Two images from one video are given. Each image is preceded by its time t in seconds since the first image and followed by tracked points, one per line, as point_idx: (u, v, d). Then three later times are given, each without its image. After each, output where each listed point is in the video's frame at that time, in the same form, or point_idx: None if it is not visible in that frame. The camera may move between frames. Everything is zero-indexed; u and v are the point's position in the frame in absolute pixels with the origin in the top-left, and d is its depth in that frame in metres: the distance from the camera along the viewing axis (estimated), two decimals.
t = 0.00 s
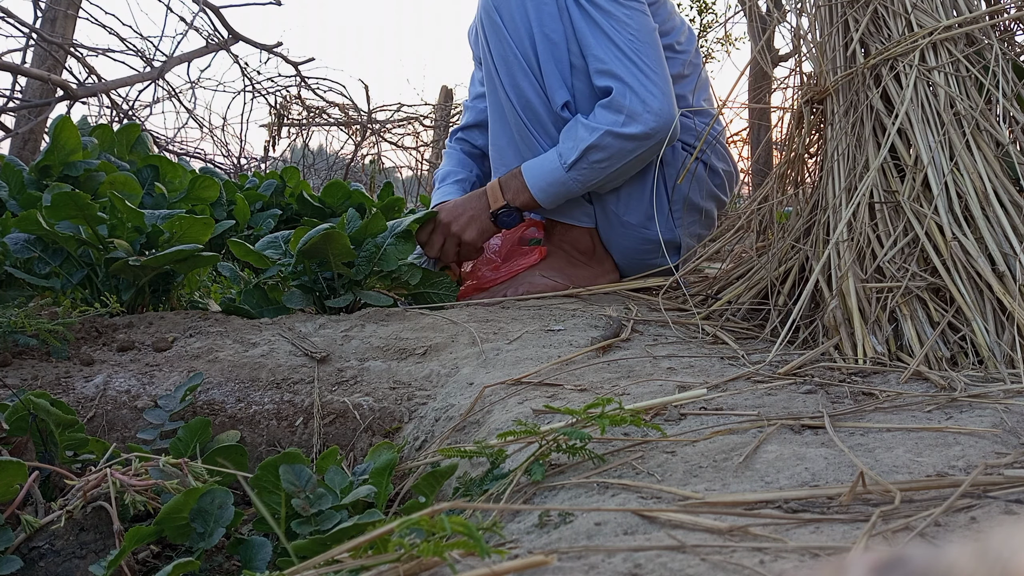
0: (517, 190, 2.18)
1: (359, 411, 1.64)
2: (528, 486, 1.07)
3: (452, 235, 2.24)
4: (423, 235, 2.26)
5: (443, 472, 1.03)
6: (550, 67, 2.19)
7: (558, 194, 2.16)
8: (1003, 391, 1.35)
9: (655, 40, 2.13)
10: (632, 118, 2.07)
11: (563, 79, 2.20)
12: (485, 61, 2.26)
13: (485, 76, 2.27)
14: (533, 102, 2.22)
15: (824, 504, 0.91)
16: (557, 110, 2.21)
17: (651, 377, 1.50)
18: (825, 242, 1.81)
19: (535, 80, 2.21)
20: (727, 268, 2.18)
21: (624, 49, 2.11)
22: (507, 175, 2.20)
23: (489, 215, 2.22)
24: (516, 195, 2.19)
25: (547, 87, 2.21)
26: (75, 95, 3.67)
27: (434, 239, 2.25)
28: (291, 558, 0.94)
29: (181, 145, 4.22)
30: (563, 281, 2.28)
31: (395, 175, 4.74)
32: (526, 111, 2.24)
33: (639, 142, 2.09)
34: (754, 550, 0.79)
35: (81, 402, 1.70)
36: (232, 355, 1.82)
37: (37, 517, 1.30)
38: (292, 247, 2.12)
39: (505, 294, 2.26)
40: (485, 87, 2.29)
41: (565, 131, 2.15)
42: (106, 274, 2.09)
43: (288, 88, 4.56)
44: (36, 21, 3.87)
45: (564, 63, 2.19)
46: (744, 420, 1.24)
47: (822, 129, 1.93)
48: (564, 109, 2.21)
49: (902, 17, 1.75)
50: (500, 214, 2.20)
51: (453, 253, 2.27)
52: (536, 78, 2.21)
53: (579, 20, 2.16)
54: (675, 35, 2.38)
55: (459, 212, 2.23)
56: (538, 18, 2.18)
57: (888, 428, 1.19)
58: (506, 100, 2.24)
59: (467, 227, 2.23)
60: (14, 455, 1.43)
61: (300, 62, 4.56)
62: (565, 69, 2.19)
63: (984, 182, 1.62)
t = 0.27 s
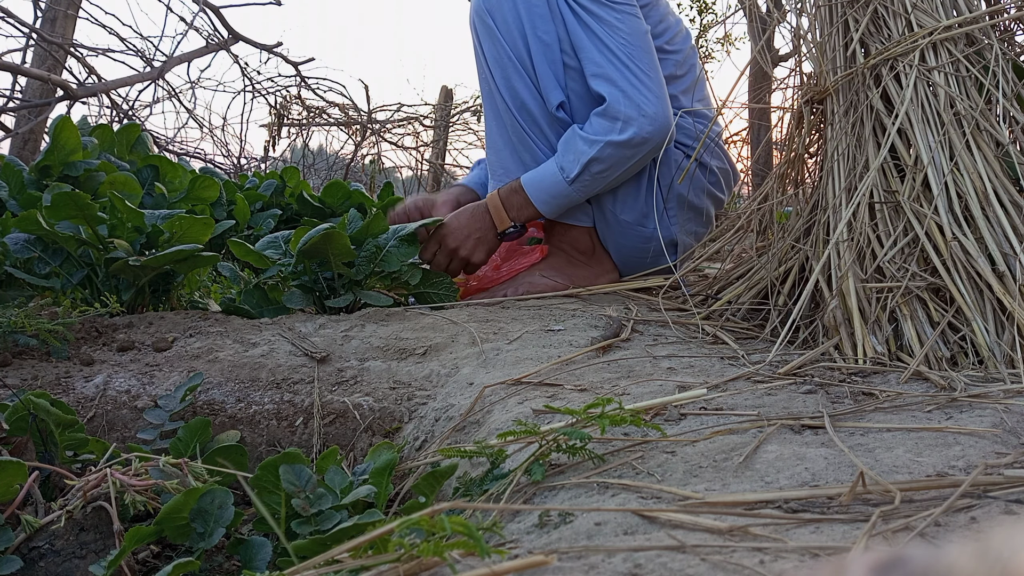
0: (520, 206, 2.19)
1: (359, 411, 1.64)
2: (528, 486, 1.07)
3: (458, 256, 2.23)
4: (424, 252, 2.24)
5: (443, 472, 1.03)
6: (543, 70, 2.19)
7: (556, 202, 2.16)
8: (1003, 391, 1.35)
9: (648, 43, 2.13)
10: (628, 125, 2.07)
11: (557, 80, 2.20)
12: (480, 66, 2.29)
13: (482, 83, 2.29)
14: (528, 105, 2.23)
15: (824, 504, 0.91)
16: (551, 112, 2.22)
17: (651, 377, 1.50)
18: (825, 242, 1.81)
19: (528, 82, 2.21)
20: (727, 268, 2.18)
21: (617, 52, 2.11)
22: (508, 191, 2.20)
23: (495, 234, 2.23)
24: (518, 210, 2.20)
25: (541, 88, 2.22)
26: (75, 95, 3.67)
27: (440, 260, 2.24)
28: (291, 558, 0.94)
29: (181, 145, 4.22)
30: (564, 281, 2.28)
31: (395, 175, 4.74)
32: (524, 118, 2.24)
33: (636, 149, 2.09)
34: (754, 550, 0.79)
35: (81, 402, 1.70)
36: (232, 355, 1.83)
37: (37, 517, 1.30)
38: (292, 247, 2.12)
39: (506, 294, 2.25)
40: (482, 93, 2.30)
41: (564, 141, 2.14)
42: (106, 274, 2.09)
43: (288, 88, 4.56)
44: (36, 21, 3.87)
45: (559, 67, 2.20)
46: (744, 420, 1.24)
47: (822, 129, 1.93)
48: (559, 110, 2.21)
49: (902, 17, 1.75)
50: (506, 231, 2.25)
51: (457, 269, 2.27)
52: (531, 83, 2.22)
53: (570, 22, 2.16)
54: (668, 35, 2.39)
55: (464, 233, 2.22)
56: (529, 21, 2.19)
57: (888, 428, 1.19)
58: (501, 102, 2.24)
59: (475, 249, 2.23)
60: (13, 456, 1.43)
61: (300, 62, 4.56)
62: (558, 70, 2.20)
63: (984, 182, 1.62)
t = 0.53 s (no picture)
0: (523, 213, 2.21)
1: (359, 411, 1.64)
2: (528, 486, 1.07)
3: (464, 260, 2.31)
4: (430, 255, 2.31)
5: (443, 471, 1.03)
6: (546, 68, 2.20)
7: (559, 205, 2.16)
8: (1003, 391, 1.35)
9: (652, 46, 2.13)
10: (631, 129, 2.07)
11: (559, 79, 2.21)
12: (483, 65, 2.29)
13: (484, 83, 2.29)
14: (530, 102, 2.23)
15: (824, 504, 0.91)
16: (554, 113, 2.22)
17: (651, 377, 1.50)
18: (825, 242, 1.81)
19: (530, 82, 2.22)
20: (727, 268, 2.18)
21: (621, 56, 2.11)
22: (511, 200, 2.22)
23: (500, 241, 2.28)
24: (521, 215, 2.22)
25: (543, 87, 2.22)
26: (75, 95, 3.67)
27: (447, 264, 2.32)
28: (291, 558, 0.94)
29: (181, 145, 4.22)
30: (564, 282, 2.28)
31: (395, 175, 4.74)
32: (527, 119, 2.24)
33: (639, 154, 2.09)
34: (754, 550, 0.79)
35: (81, 402, 1.70)
36: (232, 355, 1.83)
37: (37, 517, 1.30)
38: (292, 247, 2.12)
39: (506, 294, 2.25)
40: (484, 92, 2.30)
41: (566, 146, 2.14)
42: (106, 274, 2.09)
43: (288, 88, 4.56)
44: (36, 21, 3.87)
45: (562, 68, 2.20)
46: (744, 420, 1.24)
47: (822, 129, 1.93)
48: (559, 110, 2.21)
49: (902, 17, 1.75)
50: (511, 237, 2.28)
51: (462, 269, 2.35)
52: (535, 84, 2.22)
53: (574, 24, 2.16)
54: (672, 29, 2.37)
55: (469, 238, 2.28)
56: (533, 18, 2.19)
57: (888, 428, 1.19)
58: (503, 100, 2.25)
59: (480, 255, 2.29)
60: (13, 456, 1.43)
61: (300, 62, 4.56)
62: (560, 70, 2.20)
63: (984, 182, 1.62)
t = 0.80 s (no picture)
0: (526, 211, 2.18)
1: (359, 411, 1.64)
2: (528, 486, 1.07)
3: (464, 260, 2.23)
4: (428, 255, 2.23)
5: (443, 471, 1.03)
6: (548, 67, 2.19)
7: (560, 205, 2.14)
8: (1003, 391, 1.35)
9: (653, 44, 2.13)
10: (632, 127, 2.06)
11: (560, 78, 2.21)
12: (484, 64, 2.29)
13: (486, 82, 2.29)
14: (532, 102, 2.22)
15: (824, 504, 0.91)
16: (555, 111, 2.22)
17: (651, 377, 1.50)
18: (825, 242, 1.81)
19: (531, 81, 2.21)
20: (727, 268, 2.18)
21: (622, 54, 2.10)
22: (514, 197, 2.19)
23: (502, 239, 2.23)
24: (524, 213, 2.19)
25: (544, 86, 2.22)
26: (75, 95, 3.67)
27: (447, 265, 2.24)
28: (291, 558, 0.94)
29: (181, 144, 4.22)
30: (564, 282, 2.28)
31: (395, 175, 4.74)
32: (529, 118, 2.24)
33: (640, 151, 2.08)
34: (754, 550, 0.79)
35: (81, 402, 1.70)
36: (232, 355, 1.83)
37: (37, 517, 1.30)
38: (292, 247, 2.12)
39: (506, 294, 2.25)
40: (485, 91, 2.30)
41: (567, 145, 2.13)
42: (106, 274, 2.09)
43: (288, 88, 4.56)
44: (36, 21, 3.87)
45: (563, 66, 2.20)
46: (744, 420, 1.24)
47: (822, 130, 1.93)
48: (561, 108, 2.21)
49: (902, 17, 1.75)
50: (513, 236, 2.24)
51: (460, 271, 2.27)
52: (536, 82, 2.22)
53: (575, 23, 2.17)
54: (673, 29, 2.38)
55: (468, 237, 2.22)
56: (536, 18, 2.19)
57: (888, 428, 1.19)
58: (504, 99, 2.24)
59: (481, 254, 2.23)
60: (13, 456, 1.43)
61: (300, 62, 4.56)
62: (561, 69, 2.20)
63: (984, 182, 1.62)
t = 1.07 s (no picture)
0: (494, 166, 2.11)
1: (359, 411, 1.64)
2: (528, 486, 1.07)
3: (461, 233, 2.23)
4: (435, 241, 2.26)
5: (443, 472, 1.03)
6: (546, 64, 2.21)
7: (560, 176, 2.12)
8: (1003, 391, 1.35)
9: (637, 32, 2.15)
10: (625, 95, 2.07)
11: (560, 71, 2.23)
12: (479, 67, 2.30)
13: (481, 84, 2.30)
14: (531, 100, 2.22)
15: (824, 504, 0.91)
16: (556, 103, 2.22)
17: (651, 377, 1.50)
18: (825, 242, 1.81)
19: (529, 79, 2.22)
20: (727, 268, 2.18)
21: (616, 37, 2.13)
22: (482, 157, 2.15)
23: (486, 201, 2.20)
24: (496, 170, 2.13)
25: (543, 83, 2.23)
26: (75, 95, 3.67)
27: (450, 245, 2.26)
28: (291, 558, 0.94)
29: (181, 145, 4.22)
30: (562, 280, 2.28)
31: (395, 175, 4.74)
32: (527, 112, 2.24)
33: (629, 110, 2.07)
34: (754, 550, 0.79)
35: (81, 402, 1.70)
36: (232, 355, 1.83)
37: (37, 517, 1.30)
38: (292, 247, 2.12)
39: (505, 294, 2.26)
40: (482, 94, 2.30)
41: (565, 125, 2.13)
42: (106, 274, 2.09)
43: (287, 88, 4.56)
44: (36, 21, 3.87)
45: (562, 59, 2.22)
46: (744, 421, 1.24)
47: (822, 129, 1.93)
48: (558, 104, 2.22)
49: (902, 18, 1.75)
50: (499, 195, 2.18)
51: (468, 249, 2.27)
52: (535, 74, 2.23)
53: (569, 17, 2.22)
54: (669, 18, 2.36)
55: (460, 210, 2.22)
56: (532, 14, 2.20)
57: (888, 428, 1.19)
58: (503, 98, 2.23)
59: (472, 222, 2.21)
60: (13, 456, 1.43)
61: (299, 62, 4.56)
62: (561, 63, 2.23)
63: (984, 182, 1.62)
